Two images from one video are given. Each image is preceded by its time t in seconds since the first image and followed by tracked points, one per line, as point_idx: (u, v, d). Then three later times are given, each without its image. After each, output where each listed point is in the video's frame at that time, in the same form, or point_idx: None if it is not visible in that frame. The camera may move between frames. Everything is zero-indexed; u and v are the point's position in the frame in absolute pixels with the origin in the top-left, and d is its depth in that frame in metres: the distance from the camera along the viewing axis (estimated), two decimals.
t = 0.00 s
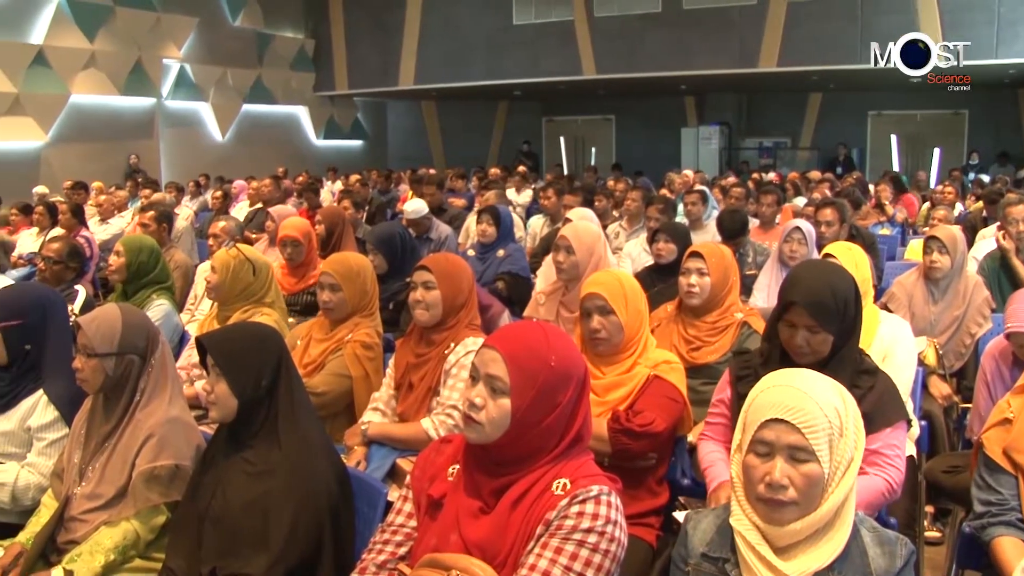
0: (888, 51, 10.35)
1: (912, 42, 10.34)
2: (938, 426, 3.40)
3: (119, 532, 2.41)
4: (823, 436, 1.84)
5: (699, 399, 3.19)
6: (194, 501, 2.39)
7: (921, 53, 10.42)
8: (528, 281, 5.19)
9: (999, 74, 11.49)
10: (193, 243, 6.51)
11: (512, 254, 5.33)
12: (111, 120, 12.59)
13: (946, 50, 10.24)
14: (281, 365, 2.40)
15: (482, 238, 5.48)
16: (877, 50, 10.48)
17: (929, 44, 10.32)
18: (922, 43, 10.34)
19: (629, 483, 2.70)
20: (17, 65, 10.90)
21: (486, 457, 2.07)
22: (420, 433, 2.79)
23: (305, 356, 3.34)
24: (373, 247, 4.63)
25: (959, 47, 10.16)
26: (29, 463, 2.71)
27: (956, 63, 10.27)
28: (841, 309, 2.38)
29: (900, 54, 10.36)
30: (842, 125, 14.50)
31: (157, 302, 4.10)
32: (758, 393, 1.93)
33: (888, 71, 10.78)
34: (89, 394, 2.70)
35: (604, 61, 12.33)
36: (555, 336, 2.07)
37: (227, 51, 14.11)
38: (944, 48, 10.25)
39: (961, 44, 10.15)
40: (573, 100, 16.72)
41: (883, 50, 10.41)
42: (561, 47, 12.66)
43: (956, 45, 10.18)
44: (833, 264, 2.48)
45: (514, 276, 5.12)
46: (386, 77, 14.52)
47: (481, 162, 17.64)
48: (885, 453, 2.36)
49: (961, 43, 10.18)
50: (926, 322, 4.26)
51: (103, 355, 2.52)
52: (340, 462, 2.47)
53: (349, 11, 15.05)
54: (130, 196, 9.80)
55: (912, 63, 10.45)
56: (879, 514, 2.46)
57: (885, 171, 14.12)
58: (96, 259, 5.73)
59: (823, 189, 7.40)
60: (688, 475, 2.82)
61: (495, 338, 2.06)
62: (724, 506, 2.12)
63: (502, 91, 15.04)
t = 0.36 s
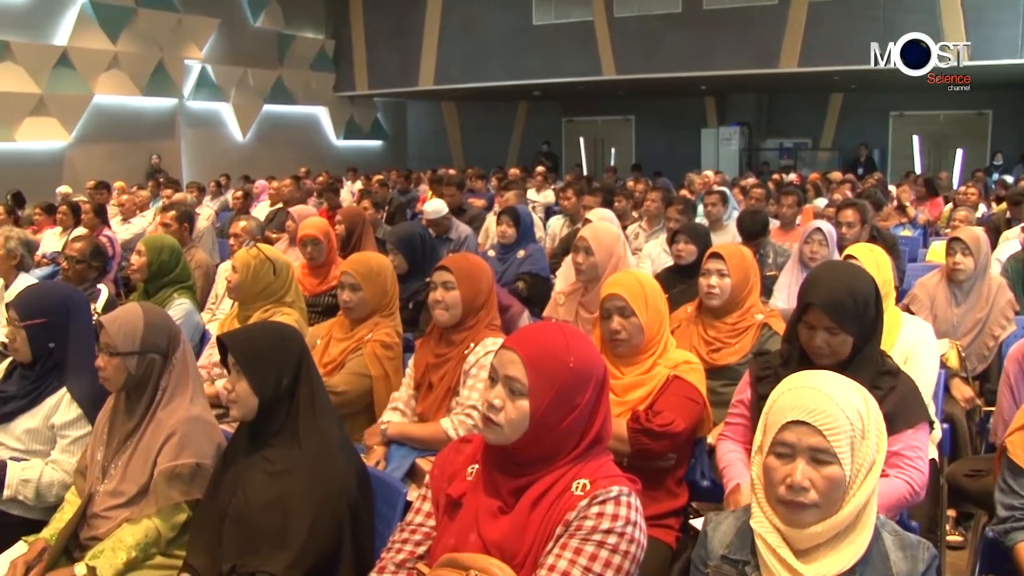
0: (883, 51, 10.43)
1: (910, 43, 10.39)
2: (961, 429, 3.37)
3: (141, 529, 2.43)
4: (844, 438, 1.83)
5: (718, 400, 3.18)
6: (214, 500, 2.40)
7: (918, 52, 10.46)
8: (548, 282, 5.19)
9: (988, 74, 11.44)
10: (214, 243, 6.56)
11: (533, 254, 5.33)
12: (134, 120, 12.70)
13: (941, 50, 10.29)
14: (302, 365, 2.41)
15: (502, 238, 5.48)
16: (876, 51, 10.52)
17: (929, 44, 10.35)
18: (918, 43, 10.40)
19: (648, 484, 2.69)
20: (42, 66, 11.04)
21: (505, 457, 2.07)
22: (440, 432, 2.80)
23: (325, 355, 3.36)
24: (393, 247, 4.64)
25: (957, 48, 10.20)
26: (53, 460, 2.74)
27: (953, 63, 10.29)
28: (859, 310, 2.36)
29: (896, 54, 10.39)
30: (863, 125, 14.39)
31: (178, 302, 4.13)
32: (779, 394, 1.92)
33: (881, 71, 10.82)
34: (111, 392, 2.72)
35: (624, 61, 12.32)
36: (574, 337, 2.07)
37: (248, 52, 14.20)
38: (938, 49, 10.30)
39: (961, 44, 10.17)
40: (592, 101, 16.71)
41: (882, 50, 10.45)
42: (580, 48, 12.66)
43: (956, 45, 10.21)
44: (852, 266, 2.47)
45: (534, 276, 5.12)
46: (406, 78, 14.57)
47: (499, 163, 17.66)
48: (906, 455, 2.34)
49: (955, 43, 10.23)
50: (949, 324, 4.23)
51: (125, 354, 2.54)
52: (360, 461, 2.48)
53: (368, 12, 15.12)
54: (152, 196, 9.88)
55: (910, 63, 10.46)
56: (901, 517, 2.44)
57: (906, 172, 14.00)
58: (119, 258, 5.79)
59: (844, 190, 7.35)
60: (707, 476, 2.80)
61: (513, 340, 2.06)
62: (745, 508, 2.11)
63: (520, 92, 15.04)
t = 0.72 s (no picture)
0: (885, 51, 10.43)
1: (911, 43, 10.39)
2: (968, 431, 3.35)
3: (147, 529, 2.44)
4: (852, 439, 1.82)
5: (724, 401, 3.17)
6: (221, 500, 2.40)
7: (918, 53, 10.46)
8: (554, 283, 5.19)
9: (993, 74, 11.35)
10: (221, 244, 6.57)
11: (539, 255, 5.32)
12: (141, 121, 12.73)
13: (943, 50, 10.27)
14: (308, 365, 2.41)
15: (509, 239, 5.47)
16: (877, 51, 10.52)
17: (930, 44, 10.34)
18: (920, 43, 10.39)
19: (654, 484, 2.69)
20: (50, 67, 11.08)
21: (510, 458, 2.07)
22: (445, 432, 2.79)
23: (331, 356, 3.36)
24: (399, 247, 4.65)
25: (958, 48, 10.19)
26: (60, 460, 2.75)
27: (954, 63, 10.28)
28: (862, 311, 2.35)
29: (896, 54, 10.40)
30: (870, 126, 14.34)
31: (185, 302, 4.14)
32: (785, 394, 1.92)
33: (882, 72, 10.82)
34: (118, 393, 2.73)
35: (631, 62, 12.31)
36: (579, 338, 2.07)
37: (255, 53, 14.23)
38: (940, 48, 10.27)
39: (961, 44, 10.18)
40: (598, 101, 16.70)
41: (883, 50, 10.45)
42: (587, 49, 12.67)
43: (956, 45, 10.21)
44: (856, 266, 2.46)
45: (541, 277, 5.12)
46: (412, 78, 14.58)
47: (505, 163, 17.65)
48: (912, 455, 2.33)
49: (958, 43, 10.21)
50: (956, 324, 4.21)
51: (132, 354, 2.55)
52: (366, 461, 2.48)
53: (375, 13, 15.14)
54: (159, 196, 9.91)
55: (910, 63, 10.46)
56: (908, 518, 2.42)
57: (914, 172, 13.96)
58: (125, 258, 5.80)
59: (851, 190, 7.33)
60: (713, 477, 2.79)
61: (519, 341, 2.06)
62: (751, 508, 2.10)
63: (527, 92, 15.04)
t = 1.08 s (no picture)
0: (885, 51, 10.43)
1: (911, 43, 10.38)
2: (969, 431, 3.35)
3: (148, 530, 2.44)
4: (852, 439, 1.82)
5: (724, 401, 3.17)
6: (221, 500, 2.41)
7: (919, 53, 10.44)
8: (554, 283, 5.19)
9: (994, 74, 11.32)
10: (222, 244, 6.58)
11: (539, 256, 5.32)
12: (142, 121, 12.73)
13: (942, 50, 10.26)
14: (308, 365, 2.41)
15: (509, 239, 5.47)
16: (877, 51, 10.52)
17: (929, 44, 10.32)
18: (920, 42, 10.37)
19: (655, 484, 2.69)
20: (50, 67, 11.08)
21: (511, 457, 2.07)
22: (445, 432, 2.79)
23: (332, 356, 3.36)
24: (399, 247, 4.64)
25: (958, 48, 10.17)
26: (60, 460, 2.75)
27: (954, 63, 10.26)
28: (860, 314, 2.35)
29: (897, 54, 10.39)
30: (871, 126, 14.33)
31: (185, 302, 4.14)
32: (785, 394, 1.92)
33: (882, 73, 10.81)
34: (118, 393, 2.73)
35: (631, 61, 12.31)
36: (579, 337, 2.07)
37: (255, 53, 14.23)
38: (940, 49, 10.25)
39: (961, 44, 10.15)
40: (598, 101, 16.69)
41: (883, 50, 10.45)
42: (587, 49, 12.67)
43: (956, 44, 10.18)
44: (854, 268, 2.46)
45: (540, 278, 5.12)
46: (413, 78, 14.58)
47: (505, 163, 17.64)
48: (911, 457, 2.33)
49: (958, 43, 10.19)
50: (957, 324, 4.21)
51: (132, 355, 2.55)
52: (366, 461, 2.48)
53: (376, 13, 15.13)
54: (160, 197, 9.91)
55: (911, 64, 10.44)
56: (907, 519, 2.42)
57: (914, 172, 13.95)
58: (126, 258, 5.81)
59: (851, 190, 7.33)
60: (713, 477, 2.79)
61: (519, 340, 2.06)
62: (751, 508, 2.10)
63: (527, 93, 15.04)
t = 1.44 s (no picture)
0: (885, 51, 10.44)
1: (911, 43, 10.39)
2: (969, 431, 3.35)
3: (149, 530, 2.44)
4: (851, 440, 1.82)
5: (725, 401, 3.17)
6: (222, 500, 2.41)
7: (918, 53, 10.44)
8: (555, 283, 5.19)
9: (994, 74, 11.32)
10: (223, 244, 6.57)
11: (539, 256, 5.31)
12: (142, 121, 12.73)
13: (943, 50, 10.26)
14: (309, 366, 2.41)
15: (509, 240, 5.47)
16: (877, 50, 10.54)
17: (929, 44, 10.32)
18: (920, 42, 10.37)
19: (656, 484, 2.69)
20: (51, 67, 11.08)
21: (511, 457, 2.07)
22: (445, 432, 2.79)
23: (332, 356, 3.36)
24: (400, 247, 4.64)
25: (958, 48, 10.17)
26: (61, 460, 2.75)
27: (954, 63, 10.26)
28: (861, 315, 2.35)
29: (897, 54, 10.40)
30: (872, 126, 14.33)
31: (186, 302, 4.14)
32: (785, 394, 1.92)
33: (881, 73, 10.82)
34: (119, 394, 2.73)
35: (632, 61, 12.33)
36: (580, 337, 2.07)
37: (256, 53, 14.23)
38: (940, 49, 10.26)
39: (961, 44, 10.15)
40: (599, 101, 16.70)
41: (883, 50, 10.46)
42: (588, 49, 12.68)
43: (956, 44, 10.19)
44: (854, 269, 2.46)
45: (541, 278, 5.12)
46: (414, 78, 14.58)
47: (506, 164, 17.64)
48: (912, 459, 2.32)
49: (958, 43, 10.19)
50: (957, 324, 4.21)
51: (132, 355, 2.55)
52: (367, 461, 2.48)
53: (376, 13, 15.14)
54: (161, 197, 9.92)
55: (910, 64, 10.45)
56: (909, 521, 2.42)
57: (914, 172, 13.96)
58: (127, 259, 5.81)
59: (852, 190, 7.33)
60: (714, 477, 2.79)
61: (520, 340, 2.06)
62: (752, 507, 2.10)
63: (528, 93, 15.05)
